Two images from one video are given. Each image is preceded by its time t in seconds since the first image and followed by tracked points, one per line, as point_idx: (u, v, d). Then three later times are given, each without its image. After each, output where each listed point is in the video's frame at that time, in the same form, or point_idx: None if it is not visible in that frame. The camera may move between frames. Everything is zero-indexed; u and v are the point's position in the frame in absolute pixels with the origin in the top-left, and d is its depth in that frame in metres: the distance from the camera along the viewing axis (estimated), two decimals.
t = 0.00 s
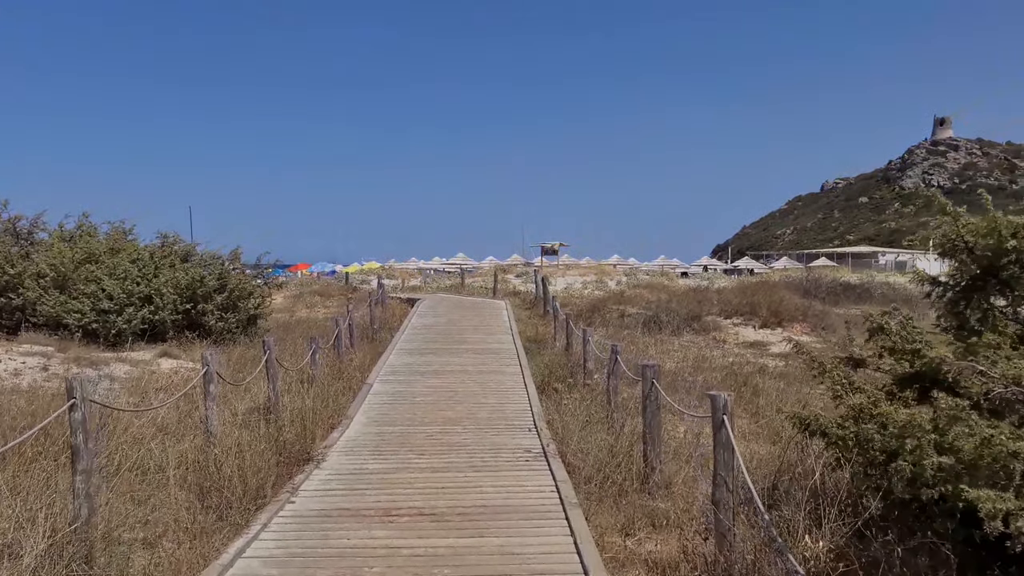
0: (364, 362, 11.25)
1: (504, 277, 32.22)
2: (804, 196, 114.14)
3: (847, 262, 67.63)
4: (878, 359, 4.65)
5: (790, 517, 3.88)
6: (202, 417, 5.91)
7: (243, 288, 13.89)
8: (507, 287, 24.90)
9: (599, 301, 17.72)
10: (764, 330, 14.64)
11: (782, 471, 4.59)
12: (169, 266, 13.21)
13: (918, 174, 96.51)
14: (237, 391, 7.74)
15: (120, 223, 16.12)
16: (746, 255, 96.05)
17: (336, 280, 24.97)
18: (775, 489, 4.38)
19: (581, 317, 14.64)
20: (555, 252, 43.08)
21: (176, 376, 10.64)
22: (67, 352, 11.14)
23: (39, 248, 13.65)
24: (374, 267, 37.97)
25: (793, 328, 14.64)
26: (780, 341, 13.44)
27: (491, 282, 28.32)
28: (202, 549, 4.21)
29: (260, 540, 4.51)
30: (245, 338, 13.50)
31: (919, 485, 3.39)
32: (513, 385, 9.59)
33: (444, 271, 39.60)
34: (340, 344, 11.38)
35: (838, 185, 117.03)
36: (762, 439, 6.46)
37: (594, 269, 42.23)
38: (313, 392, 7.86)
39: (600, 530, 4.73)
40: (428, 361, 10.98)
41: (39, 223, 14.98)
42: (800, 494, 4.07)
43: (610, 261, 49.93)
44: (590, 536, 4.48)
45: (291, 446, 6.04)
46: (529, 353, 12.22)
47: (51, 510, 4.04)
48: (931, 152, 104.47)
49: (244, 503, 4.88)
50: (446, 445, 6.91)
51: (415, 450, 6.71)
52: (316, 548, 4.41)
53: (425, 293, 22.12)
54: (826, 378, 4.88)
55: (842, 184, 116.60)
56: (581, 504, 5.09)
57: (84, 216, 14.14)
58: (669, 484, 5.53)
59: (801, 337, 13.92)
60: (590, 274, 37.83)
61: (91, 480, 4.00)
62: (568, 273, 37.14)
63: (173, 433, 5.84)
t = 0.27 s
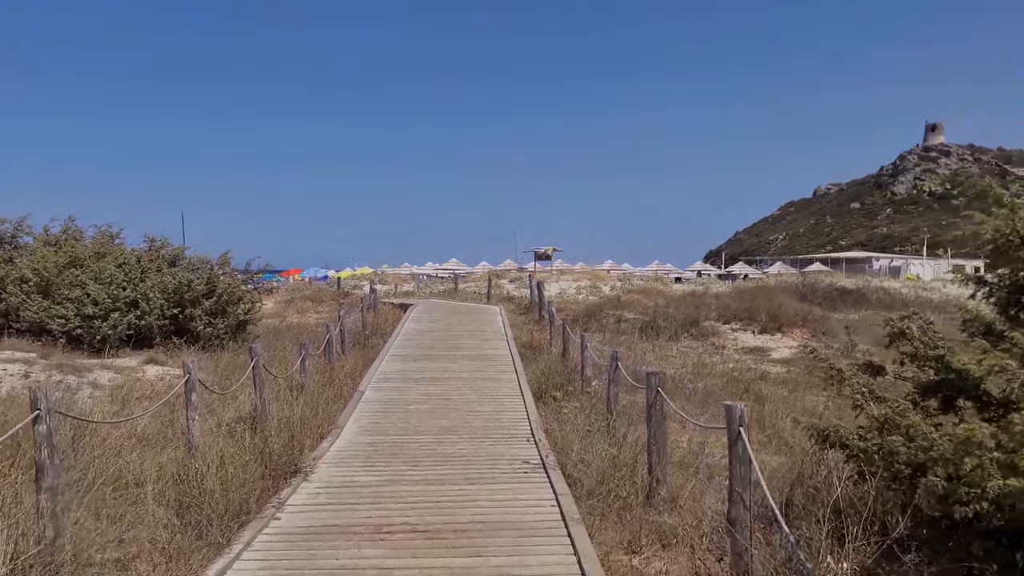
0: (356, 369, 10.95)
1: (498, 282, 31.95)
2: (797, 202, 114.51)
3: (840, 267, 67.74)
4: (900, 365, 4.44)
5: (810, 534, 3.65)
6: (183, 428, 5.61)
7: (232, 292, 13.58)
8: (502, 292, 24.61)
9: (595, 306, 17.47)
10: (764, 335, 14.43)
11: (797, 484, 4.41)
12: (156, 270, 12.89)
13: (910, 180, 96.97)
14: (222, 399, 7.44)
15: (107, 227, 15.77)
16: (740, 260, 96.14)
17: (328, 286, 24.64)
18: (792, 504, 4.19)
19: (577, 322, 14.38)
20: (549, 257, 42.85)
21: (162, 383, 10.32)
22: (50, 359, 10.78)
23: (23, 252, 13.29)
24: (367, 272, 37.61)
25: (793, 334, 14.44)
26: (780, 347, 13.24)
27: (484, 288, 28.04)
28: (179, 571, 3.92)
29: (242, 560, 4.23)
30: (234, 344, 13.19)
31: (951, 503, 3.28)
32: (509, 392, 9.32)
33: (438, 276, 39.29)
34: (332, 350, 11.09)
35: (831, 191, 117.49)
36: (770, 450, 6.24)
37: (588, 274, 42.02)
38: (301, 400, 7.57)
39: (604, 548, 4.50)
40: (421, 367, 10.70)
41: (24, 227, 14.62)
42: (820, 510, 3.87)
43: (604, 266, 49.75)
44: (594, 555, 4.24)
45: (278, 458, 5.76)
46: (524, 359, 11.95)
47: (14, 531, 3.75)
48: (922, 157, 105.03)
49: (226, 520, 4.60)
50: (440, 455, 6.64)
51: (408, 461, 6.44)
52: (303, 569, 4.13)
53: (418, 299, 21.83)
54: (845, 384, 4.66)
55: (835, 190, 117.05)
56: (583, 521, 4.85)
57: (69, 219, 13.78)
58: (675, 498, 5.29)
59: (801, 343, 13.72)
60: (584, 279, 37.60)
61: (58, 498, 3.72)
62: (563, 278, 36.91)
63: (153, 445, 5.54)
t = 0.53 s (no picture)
0: (353, 376, 10.66)
1: (497, 286, 31.62)
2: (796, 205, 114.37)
3: (841, 271, 67.48)
4: (934, 378, 4.20)
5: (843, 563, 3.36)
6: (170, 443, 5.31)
7: (227, 297, 13.30)
8: (501, 296, 24.30)
9: (597, 310, 17.18)
10: (770, 340, 14.17)
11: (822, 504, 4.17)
12: (149, 275, 12.58)
13: (909, 183, 96.91)
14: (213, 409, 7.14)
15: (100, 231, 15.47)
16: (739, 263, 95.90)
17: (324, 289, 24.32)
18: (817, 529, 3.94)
19: (580, 327, 14.09)
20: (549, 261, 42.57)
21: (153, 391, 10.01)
22: (39, 364, 10.45)
23: (13, 256, 12.96)
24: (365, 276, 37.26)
25: (800, 339, 14.19)
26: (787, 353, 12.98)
27: (483, 292, 27.76)
28: None
29: None
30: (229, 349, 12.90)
31: (998, 531, 3.09)
32: (511, 400, 9.05)
33: (436, 279, 38.98)
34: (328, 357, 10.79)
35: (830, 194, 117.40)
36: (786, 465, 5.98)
37: (588, 277, 41.74)
38: (295, 410, 7.28)
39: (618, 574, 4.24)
40: (420, 374, 10.42)
41: (15, 230, 14.31)
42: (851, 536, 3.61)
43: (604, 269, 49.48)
44: None
45: (270, 473, 5.46)
46: (525, 365, 11.67)
47: None
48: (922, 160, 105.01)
49: (212, 544, 4.30)
50: (440, 469, 6.35)
51: (406, 475, 6.15)
52: None
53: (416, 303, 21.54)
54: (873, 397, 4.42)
55: (834, 193, 116.96)
56: (594, 543, 4.58)
57: (60, 222, 13.46)
58: (689, 517, 5.03)
59: (808, 349, 13.48)
60: (584, 282, 37.31)
61: (26, 527, 3.42)
62: (562, 282, 36.62)
63: (138, 460, 5.24)
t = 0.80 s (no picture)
0: (349, 380, 10.36)
1: (497, 287, 31.32)
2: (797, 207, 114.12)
3: (843, 272, 67.30)
4: (970, 387, 3.92)
5: None
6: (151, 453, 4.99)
7: (222, 300, 13.03)
8: (501, 298, 23.99)
9: (598, 313, 16.87)
10: (776, 343, 13.89)
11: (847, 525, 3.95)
12: (141, 276, 12.28)
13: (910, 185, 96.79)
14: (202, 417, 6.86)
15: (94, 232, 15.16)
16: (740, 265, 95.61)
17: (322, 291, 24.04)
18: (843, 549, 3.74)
19: (582, 329, 13.79)
20: (549, 262, 42.28)
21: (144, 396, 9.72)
22: (26, 367, 10.15)
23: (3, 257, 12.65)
24: (364, 277, 36.95)
25: (807, 343, 13.92)
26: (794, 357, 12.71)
27: (483, 294, 27.48)
28: None
29: None
30: (223, 353, 12.62)
31: None
32: (511, 406, 8.76)
33: (435, 281, 38.69)
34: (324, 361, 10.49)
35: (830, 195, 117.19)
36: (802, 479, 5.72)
37: (589, 279, 41.47)
38: (288, 418, 7.00)
39: None
40: (418, 379, 10.13)
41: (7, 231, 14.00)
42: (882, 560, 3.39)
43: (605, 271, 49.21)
44: None
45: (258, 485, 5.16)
46: (526, 369, 11.37)
47: None
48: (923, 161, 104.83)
49: (191, 566, 4.00)
50: (437, 481, 6.06)
51: (402, 488, 5.86)
52: None
53: (415, 305, 21.25)
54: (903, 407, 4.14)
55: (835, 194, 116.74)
56: (602, 563, 4.30)
57: (51, 222, 13.17)
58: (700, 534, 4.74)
59: (816, 353, 13.21)
60: (585, 284, 37.01)
61: None
62: (563, 284, 36.32)
63: (118, 473, 4.95)
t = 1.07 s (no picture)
0: (347, 385, 10.07)
1: (500, 288, 31.03)
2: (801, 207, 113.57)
3: (848, 273, 66.82)
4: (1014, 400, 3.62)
5: None
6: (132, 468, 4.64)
7: (219, 301, 12.77)
8: (504, 299, 23.69)
9: (603, 314, 16.56)
10: (786, 346, 13.58)
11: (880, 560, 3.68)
12: (137, 278, 12.02)
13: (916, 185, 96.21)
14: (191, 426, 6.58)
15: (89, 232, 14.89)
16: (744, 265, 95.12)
17: (323, 292, 23.75)
18: None
19: (587, 331, 13.48)
20: (552, 262, 41.96)
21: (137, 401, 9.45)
22: (17, 371, 9.88)
23: None
24: (366, 278, 36.68)
25: (818, 346, 13.60)
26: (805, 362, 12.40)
27: (485, 294, 27.18)
28: None
29: None
30: (220, 356, 12.36)
31: None
32: (514, 412, 8.46)
33: (437, 282, 38.40)
34: (321, 365, 10.21)
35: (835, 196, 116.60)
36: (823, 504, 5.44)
37: (593, 280, 41.14)
38: (281, 428, 6.71)
39: None
40: (419, 383, 9.84)
41: None
42: None
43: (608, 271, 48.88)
44: None
45: (245, 501, 4.87)
46: (530, 373, 11.06)
47: None
48: (928, 161, 104.23)
49: None
50: (436, 493, 5.77)
51: (399, 501, 5.57)
52: None
53: (417, 306, 20.96)
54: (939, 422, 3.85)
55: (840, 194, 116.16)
56: None
57: (46, 222, 12.90)
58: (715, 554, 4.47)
59: (827, 357, 12.90)
60: (589, 285, 36.70)
61: None
62: (566, 284, 36.01)
63: (97, 488, 4.65)
